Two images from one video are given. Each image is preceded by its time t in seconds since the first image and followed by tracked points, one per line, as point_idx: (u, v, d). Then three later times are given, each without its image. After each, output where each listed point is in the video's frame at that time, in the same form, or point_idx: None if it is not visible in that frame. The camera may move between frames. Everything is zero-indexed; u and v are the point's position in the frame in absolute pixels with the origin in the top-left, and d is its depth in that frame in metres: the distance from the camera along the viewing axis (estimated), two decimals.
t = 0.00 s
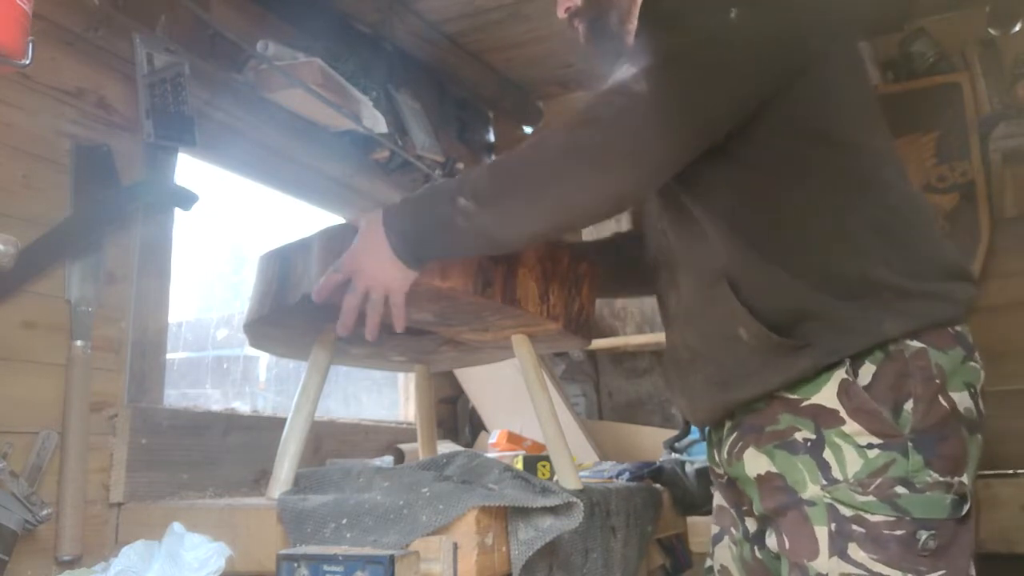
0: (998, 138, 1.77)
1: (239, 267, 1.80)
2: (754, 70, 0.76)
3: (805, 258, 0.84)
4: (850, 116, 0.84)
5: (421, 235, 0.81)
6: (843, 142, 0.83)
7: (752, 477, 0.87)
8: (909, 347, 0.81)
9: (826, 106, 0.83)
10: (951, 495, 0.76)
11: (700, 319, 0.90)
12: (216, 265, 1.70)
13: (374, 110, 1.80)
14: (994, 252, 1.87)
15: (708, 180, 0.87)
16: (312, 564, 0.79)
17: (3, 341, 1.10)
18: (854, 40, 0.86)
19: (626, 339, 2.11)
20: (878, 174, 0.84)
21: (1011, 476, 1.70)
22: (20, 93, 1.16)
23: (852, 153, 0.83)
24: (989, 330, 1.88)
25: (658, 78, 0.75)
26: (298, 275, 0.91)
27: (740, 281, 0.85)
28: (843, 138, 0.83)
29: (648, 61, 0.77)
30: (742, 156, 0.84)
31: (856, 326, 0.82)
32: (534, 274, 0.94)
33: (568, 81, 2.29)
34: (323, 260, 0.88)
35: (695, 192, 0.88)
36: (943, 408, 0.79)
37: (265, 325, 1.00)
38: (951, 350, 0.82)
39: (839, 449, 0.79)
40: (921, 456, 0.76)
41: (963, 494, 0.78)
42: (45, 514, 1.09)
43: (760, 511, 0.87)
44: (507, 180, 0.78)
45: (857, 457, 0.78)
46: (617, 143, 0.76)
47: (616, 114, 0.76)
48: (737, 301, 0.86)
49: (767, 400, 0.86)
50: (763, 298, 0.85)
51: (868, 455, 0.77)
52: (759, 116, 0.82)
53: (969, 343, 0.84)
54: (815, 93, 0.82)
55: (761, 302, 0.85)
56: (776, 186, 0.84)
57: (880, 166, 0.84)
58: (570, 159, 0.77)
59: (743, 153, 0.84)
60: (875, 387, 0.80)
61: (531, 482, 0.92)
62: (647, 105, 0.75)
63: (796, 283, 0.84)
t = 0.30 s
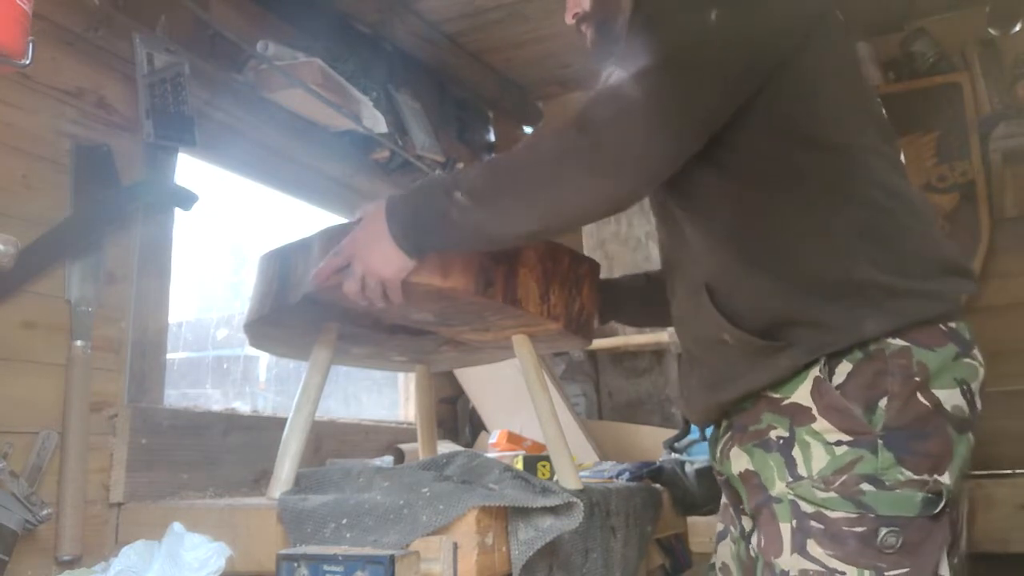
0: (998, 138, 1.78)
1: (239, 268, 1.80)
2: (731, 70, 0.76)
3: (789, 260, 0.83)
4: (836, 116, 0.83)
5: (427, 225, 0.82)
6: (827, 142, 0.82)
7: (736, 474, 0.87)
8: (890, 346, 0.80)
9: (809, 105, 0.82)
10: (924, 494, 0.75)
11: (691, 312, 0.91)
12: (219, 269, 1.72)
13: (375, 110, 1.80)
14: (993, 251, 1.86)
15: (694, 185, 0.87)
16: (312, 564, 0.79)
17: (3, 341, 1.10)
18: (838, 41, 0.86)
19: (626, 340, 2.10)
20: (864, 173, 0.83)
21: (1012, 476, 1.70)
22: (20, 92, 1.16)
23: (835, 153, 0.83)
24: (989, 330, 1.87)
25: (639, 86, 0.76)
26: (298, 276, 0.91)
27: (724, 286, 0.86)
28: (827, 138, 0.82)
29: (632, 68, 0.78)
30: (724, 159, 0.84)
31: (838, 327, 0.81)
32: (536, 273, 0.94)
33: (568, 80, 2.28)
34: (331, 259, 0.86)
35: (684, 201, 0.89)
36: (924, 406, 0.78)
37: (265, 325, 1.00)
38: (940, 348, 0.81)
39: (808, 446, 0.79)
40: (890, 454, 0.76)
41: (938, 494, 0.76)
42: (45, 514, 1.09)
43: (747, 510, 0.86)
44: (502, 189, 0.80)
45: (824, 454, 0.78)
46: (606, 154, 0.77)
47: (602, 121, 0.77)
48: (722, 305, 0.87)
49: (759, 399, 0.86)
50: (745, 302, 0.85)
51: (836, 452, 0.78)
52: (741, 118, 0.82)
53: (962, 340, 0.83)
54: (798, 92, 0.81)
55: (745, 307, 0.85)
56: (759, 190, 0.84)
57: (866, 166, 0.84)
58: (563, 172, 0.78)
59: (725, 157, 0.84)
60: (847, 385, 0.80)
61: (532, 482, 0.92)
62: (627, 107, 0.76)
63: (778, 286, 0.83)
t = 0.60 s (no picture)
0: (999, 137, 1.79)
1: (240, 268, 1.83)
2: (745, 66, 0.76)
3: (797, 257, 0.83)
4: (847, 112, 0.84)
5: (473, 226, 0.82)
6: (836, 139, 0.83)
7: (744, 472, 0.87)
8: (902, 344, 0.80)
9: (820, 102, 0.83)
10: (938, 496, 0.75)
11: (703, 313, 0.91)
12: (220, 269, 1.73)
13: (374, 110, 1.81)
14: (995, 250, 1.87)
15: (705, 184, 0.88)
16: (312, 564, 0.79)
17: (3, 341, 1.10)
18: (851, 42, 0.87)
19: (629, 340, 2.10)
20: (875, 170, 0.84)
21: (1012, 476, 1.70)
22: (20, 93, 1.16)
23: (846, 150, 0.83)
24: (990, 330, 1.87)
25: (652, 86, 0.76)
26: (336, 273, 0.89)
27: (732, 283, 0.87)
28: (837, 135, 0.83)
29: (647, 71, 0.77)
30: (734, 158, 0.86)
31: (847, 324, 0.81)
32: (568, 279, 0.95)
33: (569, 80, 2.28)
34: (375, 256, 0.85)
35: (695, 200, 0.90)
36: (937, 406, 0.78)
37: (281, 323, 1.01)
38: (950, 347, 0.80)
39: (822, 446, 0.79)
40: (906, 455, 0.76)
41: (952, 496, 0.76)
42: (45, 514, 1.09)
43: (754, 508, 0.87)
44: (523, 200, 0.80)
45: (838, 454, 0.78)
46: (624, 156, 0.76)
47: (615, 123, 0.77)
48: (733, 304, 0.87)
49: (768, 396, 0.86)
50: (753, 300, 0.85)
51: (850, 452, 0.78)
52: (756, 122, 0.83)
53: (972, 340, 0.83)
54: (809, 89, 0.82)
55: (754, 305, 0.86)
56: (768, 187, 0.84)
57: (875, 163, 0.84)
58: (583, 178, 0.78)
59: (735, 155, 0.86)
60: (859, 384, 0.80)
61: (540, 484, 0.93)
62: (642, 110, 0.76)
63: (787, 283, 0.83)
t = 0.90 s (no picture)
0: (999, 137, 1.82)
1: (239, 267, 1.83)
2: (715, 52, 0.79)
3: (792, 252, 0.83)
4: (837, 107, 0.85)
5: (434, 193, 0.86)
6: (828, 132, 0.84)
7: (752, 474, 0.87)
8: (904, 340, 0.80)
9: (807, 96, 0.84)
10: (945, 495, 0.75)
11: (699, 308, 0.93)
12: (218, 266, 1.73)
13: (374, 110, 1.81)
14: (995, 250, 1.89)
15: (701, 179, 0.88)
16: (312, 564, 0.79)
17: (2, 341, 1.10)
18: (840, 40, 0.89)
19: (627, 341, 2.08)
20: (870, 164, 0.84)
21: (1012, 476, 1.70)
22: (20, 92, 1.16)
23: (838, 145, 0.84)
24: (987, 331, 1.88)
25: (619, 69, 0.78)
26: (335, 272, 0.89)
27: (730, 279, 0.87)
28: (828, 129, 0.84)
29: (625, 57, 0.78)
30: (729, 152, 0.86)
31: (846, 319, 0.81)
32: (567, 277, 0.94)
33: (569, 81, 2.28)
34: (361, 265, 0.86)
35: (689, 196, 0.90)
36: (942, 404, 0.78)
37: (285, 323, 1.01)
38: (954, 343, 0.80)
39: (827, 447, 0.79)
40: (911, 453, 0.76)
41: (958, 495, 0.76)
42: (45, 514, 1.09)
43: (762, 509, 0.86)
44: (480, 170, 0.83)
45: (844, 454, 0.78)
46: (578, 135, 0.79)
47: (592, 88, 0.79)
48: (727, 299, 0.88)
49: (772, 396, 0.86)
50: (752, 295, 0.86)
51: (855, 452, 0.77)
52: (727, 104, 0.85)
53: (977, 335, 0.82)
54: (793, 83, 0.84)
55: (751, 301, 0.86)
56: (763, 181, 0.85)
57: (872, 161, 0.84)
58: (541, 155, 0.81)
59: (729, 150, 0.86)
60: (862, 383, 0.79)
61: (541, 484, 0.93)
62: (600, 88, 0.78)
63: (784, 279, 0.84)
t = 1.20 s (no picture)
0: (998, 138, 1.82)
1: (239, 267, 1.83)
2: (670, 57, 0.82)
3: (760, 252, 0.83)
4: (804, 111, 0.84)
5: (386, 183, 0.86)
6: (792, 138, 0.83)
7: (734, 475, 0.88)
8: (871, 340, 0.79)
9: (769, 102, 0.83)
10: (907, 493, 0.74)
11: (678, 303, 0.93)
12: (218, 266, 1.73)
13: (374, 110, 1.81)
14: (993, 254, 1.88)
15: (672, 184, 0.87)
16: (312, 564, 0.79)
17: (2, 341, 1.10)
18: (814, 46, 0.89)
19: (629, 339, 2.08)
20: (838, 166, 0.83)
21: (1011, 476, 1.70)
22: (20, 92, 1.16)
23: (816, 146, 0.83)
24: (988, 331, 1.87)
25: (599, 66, 0.81)
26: (334, 272, 0.89)
27: (701, 274, 0.87)
28: (791, 135, 0.83)
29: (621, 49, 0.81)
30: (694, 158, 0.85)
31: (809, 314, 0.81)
32: (567, 277, 0.94)
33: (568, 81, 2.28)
34: (360, 265, 0.86)
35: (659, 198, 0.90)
36: (911, 403, 0.76)
37: (285, 323, 1.01)
38: (925, 342, 0.78)
39: (791, 447, 0.80)
40: (873, 453, 0.75)
41: (923, 493, 0.74)
42: (46, 514, 1.09)
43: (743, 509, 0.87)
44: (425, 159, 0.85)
45: (806, 455, 0.78)
46: (532, 130, 0.82)
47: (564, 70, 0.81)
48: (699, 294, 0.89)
49: (749, 401, 0.86)
50: (721, 291, 0.86)
51: (818, 452, 0.78)
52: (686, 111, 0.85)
53: (955, 332, 0.81)
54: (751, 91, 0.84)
55: (720, 296, 0.86)
56: (728, 186, 0.84)
57: (853, 165, 0.84)
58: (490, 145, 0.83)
59: (694, 155, 0.85)
60: (828, 385, 0.79)
61: (541, 485, 0.92)
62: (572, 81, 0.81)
63: (751, 275, 0.83)
